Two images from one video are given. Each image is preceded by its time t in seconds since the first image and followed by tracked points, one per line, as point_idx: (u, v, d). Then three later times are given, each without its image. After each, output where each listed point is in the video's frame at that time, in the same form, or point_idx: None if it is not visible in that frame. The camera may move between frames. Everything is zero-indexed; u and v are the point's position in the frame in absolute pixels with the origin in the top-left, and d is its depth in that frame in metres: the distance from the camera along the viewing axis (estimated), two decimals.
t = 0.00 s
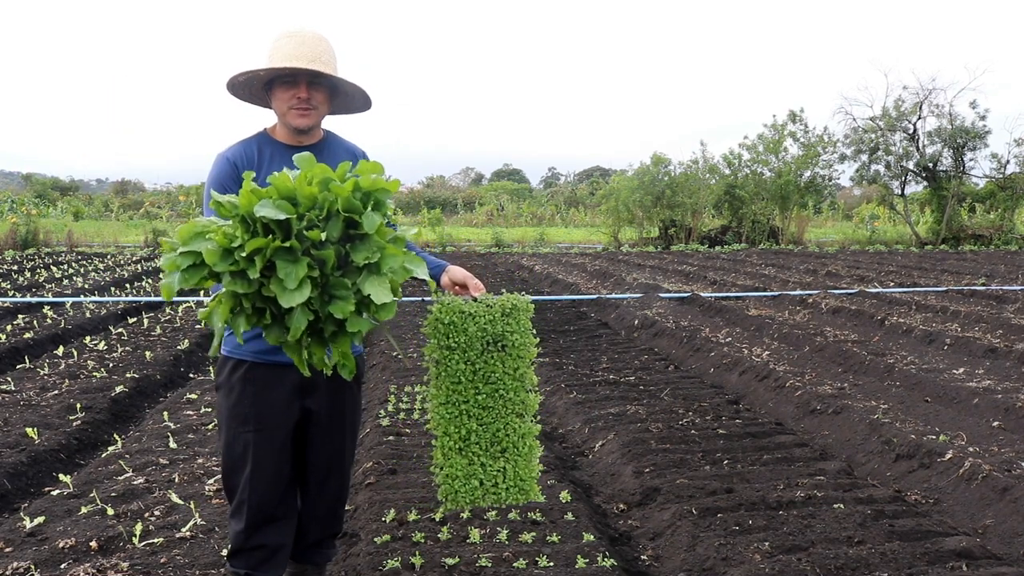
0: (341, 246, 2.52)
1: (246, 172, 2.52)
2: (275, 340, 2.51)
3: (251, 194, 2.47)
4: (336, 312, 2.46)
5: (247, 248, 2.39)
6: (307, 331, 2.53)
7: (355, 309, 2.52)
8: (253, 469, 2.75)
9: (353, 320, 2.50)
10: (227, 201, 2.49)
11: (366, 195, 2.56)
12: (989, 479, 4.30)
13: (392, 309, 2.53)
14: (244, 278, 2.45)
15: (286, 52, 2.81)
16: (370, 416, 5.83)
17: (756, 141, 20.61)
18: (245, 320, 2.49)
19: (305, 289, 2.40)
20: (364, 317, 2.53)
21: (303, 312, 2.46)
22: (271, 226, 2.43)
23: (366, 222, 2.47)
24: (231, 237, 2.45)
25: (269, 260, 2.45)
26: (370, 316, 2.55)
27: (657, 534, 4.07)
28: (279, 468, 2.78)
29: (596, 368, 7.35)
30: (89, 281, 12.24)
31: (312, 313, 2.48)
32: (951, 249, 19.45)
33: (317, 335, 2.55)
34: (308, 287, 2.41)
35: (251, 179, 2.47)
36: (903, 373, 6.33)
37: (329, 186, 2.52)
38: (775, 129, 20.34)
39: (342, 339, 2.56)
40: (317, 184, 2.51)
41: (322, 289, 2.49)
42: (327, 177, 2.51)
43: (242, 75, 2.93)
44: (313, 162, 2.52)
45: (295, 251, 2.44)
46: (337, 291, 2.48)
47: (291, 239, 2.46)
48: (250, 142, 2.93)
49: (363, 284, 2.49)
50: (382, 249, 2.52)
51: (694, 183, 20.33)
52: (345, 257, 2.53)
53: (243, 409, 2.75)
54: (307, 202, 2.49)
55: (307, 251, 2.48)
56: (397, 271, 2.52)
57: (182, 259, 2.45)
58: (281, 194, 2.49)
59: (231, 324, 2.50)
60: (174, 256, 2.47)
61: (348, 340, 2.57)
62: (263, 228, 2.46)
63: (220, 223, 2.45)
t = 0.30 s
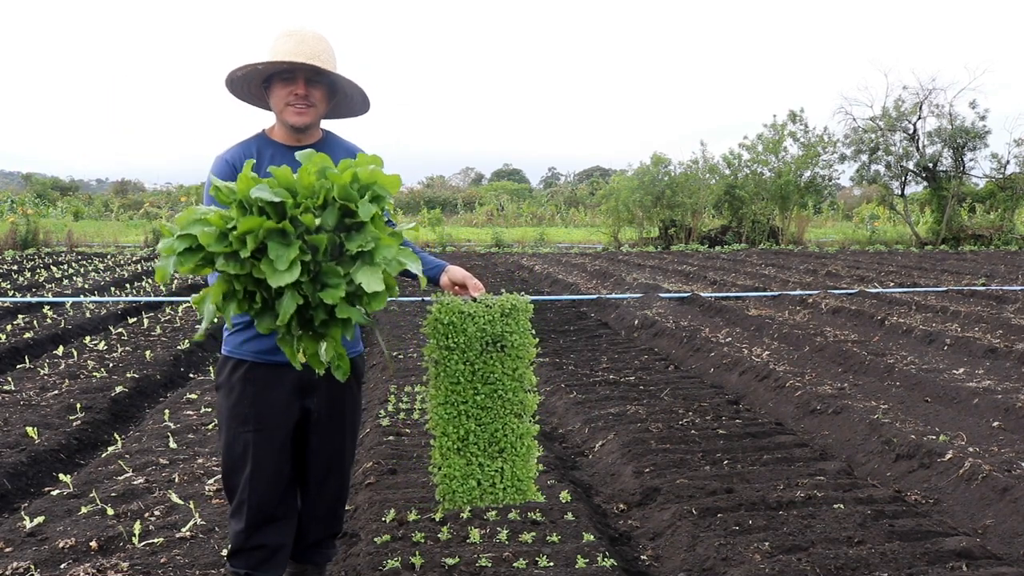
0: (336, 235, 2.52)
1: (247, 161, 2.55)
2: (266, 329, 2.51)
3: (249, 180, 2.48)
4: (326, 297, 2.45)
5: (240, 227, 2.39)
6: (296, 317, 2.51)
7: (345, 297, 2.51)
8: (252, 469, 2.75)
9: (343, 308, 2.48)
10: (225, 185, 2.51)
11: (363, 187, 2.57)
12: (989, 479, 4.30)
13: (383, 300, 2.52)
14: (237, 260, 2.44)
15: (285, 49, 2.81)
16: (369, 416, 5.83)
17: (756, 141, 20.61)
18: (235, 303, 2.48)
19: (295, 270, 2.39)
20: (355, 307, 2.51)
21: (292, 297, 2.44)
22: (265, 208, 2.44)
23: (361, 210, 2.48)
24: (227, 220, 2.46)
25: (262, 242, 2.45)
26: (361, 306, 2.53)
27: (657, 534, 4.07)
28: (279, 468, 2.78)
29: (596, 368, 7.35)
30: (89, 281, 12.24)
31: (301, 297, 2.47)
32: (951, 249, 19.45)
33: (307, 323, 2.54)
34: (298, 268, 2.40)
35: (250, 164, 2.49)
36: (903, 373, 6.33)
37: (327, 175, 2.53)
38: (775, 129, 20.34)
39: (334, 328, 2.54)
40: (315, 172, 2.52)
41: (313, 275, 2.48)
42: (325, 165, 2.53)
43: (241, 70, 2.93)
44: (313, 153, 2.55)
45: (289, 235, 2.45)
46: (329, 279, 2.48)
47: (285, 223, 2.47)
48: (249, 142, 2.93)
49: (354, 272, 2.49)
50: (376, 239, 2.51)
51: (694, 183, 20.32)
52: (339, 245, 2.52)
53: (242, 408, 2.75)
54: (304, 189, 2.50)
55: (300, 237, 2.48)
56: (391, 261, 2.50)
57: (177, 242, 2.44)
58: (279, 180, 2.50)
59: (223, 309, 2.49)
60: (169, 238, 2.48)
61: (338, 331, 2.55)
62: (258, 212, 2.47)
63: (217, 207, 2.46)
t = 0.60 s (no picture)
0: (331, 229, 2.52)
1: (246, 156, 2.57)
2: (261, 324, 2.51)
3: (245, 174, 2.49)
4: (319, 290, 2.44)
5: (234, 219, 2.40)
6: (290, 311, 2.51)
7: (339, 291, 2.50)
8: (253, 468, 2.74)
9: (336, 301, 2.47)
10: (223, 180, 2.53)
11: (360, 183, 2.56)
12: (989, 479, 4.30)
13: (377, 294, 2.51)
14: (231, 253, 2.44)
15: (284, 47, 2.82)
16: (369, 416, 5.83)
17: (756, 141, 20.62)
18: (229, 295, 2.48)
19: (286, 262, 2.39)
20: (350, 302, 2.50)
21: (285, 290, 2.44)
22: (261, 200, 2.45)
23: (355, 204, 2.47)
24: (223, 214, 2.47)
25: (256, 235, 2.46)
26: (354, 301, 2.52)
27: (657, 534, 4.07)
28: (279, 468, 2.78)
29: (596, 368, 7.35)
30: (89, 282, 12.24)
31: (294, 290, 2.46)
32: (951, 249, 19.45)
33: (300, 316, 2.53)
34: (290, 260, 2.40)
35: (246, 159, 2.51)
36: (904, 373, 6.33)
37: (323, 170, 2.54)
38: (774, 129, 20.34)
39: (328, 323, 2.54)
40: (312, 167, 2.53)
41: (307, 268, 2.48)
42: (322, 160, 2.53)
43: (241, 69, 2.94)
44: (310, 148, 2.56)
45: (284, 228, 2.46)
46: (323, 272, 2.47)
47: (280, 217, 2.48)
48: (248, 142, 2.93)
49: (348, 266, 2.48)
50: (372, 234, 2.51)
51: (694, 183, 20.31)
52: (334, 241, 2.52)
53: (243, 408, 2.75)
54: (301, 184, 2.51)
55: (295, 231, 2.49)
56: (386, 256, 2.49)
57: (174, 236, 2.45)
58: (275, 174, 2.52)
59: (218, 303, 2.50)
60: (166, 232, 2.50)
61: (332, 326, 2.54)
62: (253, 205, 2.49)
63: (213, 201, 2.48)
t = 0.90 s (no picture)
0: (328, 230, 2.51)
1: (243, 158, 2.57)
2: (259, 326, 2.52)
3: (241, 176, 2.49)
4: (316, 293, 2.44)
5: (229, 221, 2.40)
6: (287, 313, 2.51)
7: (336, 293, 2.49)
8: (252, 468, 2.74)
9: (333, 303, 2.47)
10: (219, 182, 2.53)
11: (356, 183, 2.55)
12: (989, 479, 4.30)
13: (374, 295, 2.50)
14: (228, 256, 2.45)
15: (283, 48, 2.82)
16: (369, 416, 5.83)
17: (756, 141, 20.62)
18: (227, 295, 2.48)
19: (282, 265, 2.39)
20: (347, 304, 2.50)
21: (281, 292, 2.44)
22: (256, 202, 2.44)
23: (351, 204, 2.46)
24: (219, 216, 2.47)
25: (252, 237, 2.46)
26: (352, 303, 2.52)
27: (657, 534, 4.07)
28: (279, 468, 2.78)
29: (596, 368, 7.35)
30: (89, 282, 12.24)
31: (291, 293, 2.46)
32: (951, 249, 19.45)
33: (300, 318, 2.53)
34: (285, 262, 2.40)
35: (243, 161, 2.51)
36: (904, 373, 6.33)
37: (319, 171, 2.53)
38: (774, 129, 20.34)
39: (326, 325, 2.53)
40: (308, 169, 2.54)
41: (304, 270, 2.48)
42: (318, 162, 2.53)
43: (240, 71, 2.94)
44: (307, 149, 2.56)
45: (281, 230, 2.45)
46: (320, 274, 2.47)
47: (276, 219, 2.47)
48: (248, 142, 2.93)
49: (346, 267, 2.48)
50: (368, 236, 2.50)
51: (694, 183, 20.30)
52: (331, 242, 2.52)
53: (243, 408, 2.74)
54: (298, 185, 2.51)
55: (292, 233, 2.48)
56: (383, 257, 2.48)
57: (172, 239, 2.45)
58: (271, 176, 2.52)
59: (216, 306, 2.50)
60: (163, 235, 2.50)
61: (331, 329, 2.54)
62: (250, 207, 2.48)
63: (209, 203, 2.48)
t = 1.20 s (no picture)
0: (322, 224, 2.51)
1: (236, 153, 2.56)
2: (254, 321, 2.52)
3: (235, 171, 2.49)
4: (310, 286, 2.44)
5: (223, 216, 2.39)
6: (282, 306, 2.51)
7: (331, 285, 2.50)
8: (253, 467, 2.74)
9: (327, 296, 2.47)
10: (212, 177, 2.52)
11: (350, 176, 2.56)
12: (989, 479, 4.30)
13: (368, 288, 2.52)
14: (222, 250, 2.43)
15: (283, 48, 2.81)
16: (369, 416, 5.83)
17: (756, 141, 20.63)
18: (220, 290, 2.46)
19: (275, 259, 2.39)
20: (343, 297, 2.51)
21: (274, 286, 2.44)
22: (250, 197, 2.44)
23: (345, 197, 2.47)
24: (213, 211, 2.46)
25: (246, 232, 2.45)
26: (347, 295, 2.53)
27: (657, 534, 4.07)
28: (279, 468, 2.78)
29: (596, 368, 7.35)
30: (89, 282, 12.24)
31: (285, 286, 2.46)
32: (951, 249, 19.45)
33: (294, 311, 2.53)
34: (278, 256, 2.39)
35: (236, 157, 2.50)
36: (903, 373, 6.33)
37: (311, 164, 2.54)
38: (775, 129, 20.35)
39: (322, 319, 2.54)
40: (301, 163, 2.54)
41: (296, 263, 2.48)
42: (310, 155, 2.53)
43: (240, 71, 2.94)
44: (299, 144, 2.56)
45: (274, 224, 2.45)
46: (314, 268, 2.48)
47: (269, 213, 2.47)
48: (248, 142, 2.93)
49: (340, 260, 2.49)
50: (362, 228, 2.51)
51: (694, 183, 20.29)
52: (325, 236, 2.52)
53: (243, 408, 2.74)
54: (291, 179, 2.51)
55: (285, 226, 2.48)
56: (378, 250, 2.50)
57: (168, 237, 2.45)
58: (265, 171, 2.51)
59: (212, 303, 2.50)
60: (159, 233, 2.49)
61: (326, 322, 2.55)
62: (243, 203, 2.47)
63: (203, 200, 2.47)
